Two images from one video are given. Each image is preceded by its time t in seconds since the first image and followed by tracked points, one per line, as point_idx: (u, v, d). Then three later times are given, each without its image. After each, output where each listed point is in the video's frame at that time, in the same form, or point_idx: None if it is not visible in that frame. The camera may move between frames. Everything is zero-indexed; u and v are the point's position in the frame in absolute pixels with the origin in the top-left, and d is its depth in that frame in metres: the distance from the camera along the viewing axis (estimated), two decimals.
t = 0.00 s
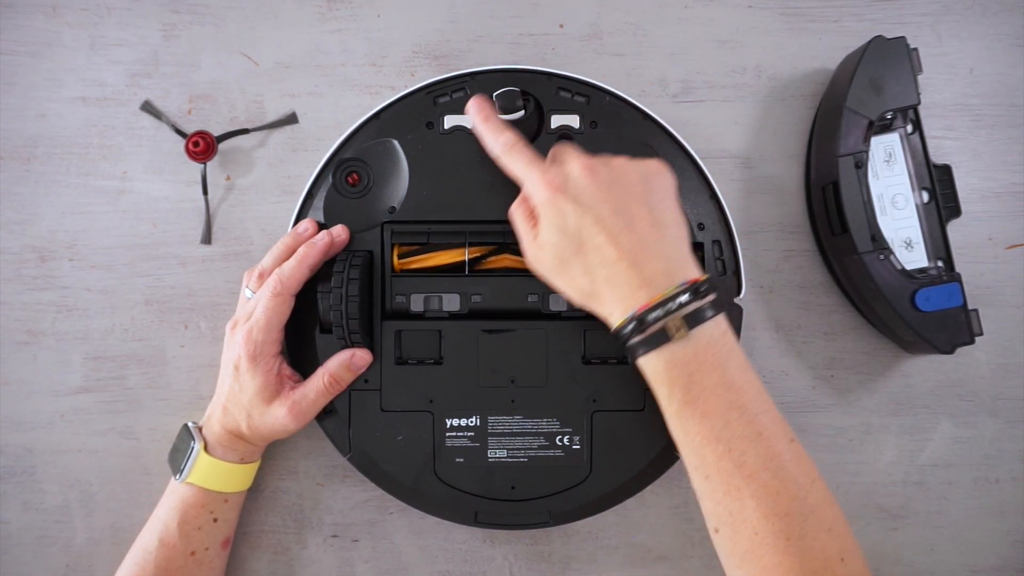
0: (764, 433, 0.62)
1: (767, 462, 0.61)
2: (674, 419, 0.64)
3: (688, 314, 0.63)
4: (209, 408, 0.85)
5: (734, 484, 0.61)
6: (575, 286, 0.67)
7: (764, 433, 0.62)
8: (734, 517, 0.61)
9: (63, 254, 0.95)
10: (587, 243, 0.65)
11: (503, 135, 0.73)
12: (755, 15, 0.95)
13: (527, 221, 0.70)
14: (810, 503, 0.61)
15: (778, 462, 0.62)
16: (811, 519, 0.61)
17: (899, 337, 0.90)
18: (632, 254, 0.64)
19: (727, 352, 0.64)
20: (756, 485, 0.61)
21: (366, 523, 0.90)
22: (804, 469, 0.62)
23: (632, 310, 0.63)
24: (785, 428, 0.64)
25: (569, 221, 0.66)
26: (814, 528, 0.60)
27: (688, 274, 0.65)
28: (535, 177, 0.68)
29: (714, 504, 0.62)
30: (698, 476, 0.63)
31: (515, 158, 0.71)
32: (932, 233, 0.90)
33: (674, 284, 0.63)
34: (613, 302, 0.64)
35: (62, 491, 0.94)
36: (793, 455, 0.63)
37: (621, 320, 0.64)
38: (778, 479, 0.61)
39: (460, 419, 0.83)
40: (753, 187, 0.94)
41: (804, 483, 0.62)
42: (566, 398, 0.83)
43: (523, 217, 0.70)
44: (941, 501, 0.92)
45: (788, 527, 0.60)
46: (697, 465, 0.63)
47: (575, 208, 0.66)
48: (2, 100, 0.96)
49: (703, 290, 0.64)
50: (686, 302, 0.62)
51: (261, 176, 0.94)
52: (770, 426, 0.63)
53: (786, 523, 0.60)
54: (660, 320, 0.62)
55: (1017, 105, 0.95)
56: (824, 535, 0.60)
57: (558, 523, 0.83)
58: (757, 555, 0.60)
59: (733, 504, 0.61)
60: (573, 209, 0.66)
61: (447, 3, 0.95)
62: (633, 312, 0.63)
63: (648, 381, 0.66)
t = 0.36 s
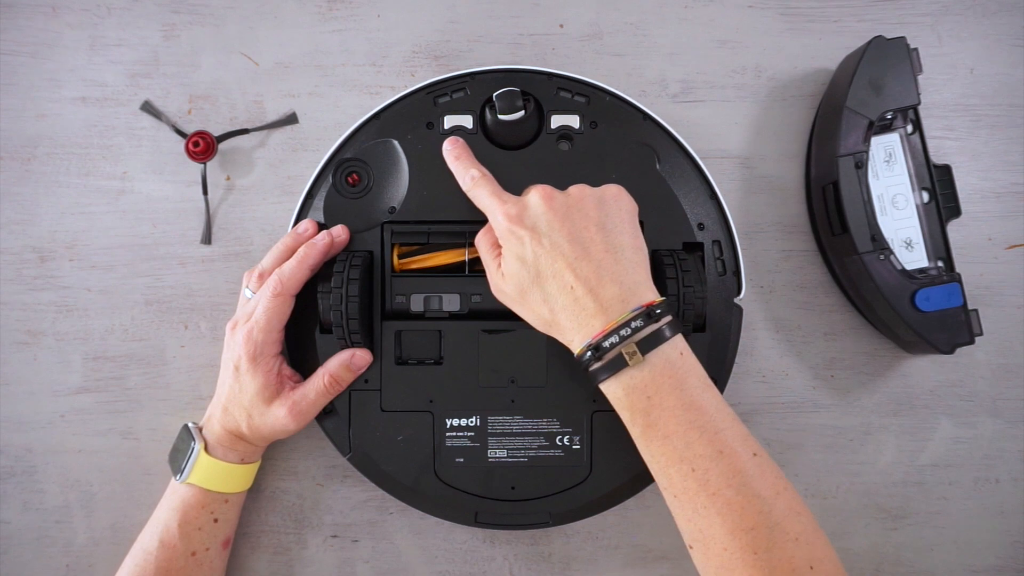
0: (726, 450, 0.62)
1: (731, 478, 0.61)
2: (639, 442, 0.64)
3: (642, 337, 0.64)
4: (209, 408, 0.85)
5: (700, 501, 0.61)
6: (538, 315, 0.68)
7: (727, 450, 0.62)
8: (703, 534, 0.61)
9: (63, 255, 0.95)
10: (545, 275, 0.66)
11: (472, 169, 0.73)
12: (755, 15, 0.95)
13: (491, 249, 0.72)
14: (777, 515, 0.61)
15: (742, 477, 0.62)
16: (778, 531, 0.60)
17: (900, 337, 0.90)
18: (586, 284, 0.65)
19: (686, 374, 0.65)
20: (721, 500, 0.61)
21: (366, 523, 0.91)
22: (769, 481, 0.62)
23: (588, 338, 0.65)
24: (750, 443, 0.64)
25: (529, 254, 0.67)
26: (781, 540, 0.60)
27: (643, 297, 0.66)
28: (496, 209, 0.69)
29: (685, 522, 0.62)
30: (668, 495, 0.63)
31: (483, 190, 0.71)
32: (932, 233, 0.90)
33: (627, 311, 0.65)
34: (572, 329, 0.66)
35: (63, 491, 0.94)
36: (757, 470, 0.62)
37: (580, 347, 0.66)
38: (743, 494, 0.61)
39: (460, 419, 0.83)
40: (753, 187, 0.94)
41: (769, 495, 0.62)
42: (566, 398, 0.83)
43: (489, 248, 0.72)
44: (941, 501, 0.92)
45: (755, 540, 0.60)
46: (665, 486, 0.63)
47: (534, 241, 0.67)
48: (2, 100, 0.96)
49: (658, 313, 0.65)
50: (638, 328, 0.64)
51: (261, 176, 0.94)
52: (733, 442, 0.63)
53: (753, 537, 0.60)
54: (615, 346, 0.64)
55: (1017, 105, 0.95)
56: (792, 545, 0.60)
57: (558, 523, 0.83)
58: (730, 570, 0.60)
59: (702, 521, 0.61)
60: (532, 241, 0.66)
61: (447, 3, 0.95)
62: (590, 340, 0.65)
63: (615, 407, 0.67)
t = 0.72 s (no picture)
0: (816, 474, 0.65)
1: (818, 504, 0.64)
2: (727, 458, 0.67)
3: (742, 354, 0.67)
4: (209, 408, 0.85)
5: (785, 523, 0.64)
6: (631, 313, 0.70)
7: (817, 476, 0.65)
8: (784, 555, 0.64)
9: (63, 255, 0.95)
10: (652, 278, 0.68)
11: (592, 157, 0.74)
12: (756, 15, 0.95)
13: (591, 243, 0.73)
14: (861, 543, 0.63)
15: (828, 504, 0.64)
16: (860, 559, 0.63)
17: (900, 337, 0.89)
18: (694, 293, 0.68)
19: (781, 396, 0.68)
20: (806, 524, 0.63)
21: (366, 523, 0.90)
22: (854, 512, 0.65)
23: (689, 347, 0.67)
24: (838, 472, 0.66)
25: (638, 254, 0.69)
26: (863, 568, 0.63)
27: (747, 315, 0.68)
28: (608, 206, 0.71)
29: (766, 540, 0.65)
30: (750, 513, 0.66)
31: (596, 184, 0.73)
32: (932, 233, 0.90)
33: (729, 327, 0.67)
34: (669, 335, 0.69)
35: (62, 491, 0.93)
36: (845, 497, 0.65)
37: (678, 355, 0.68)
38: (829, 519, 0.64)
39: (460, 419, 0.83)
40: (753, 187, 0.94)
41: (855, 525, 0.64)
42: (566, 398, 0.83)
43: (587, 242, 0.74)
44: (941, 501, 0.92)
45: (838, 567, 0.62)
46: (749, 502, 0.66)
47: (645, 243, 0.68)
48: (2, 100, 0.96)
49: (760, 332, 0.67)
50: (739, 345, 0.66)
51: (260, 176, 0.94)
52: (822, 470, 0.65)
53: (838, 562, 0.62)
54: (714, 360, 0.66)
55: (1017, 105, 0.95)
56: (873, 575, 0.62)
57: (558, 523, 0.83)
58: None
59: (784, 542, 0.64)
60: (646, 242, 0.68)
61: (447, 3, 0.95)
62: (688, 351, 0.67)
63: (704, 420, 0.69)
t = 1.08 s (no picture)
0: (813, 471, 0.65)
1: (816, 500, 0.64)
2: (724, 453, 0.67)
3: (739, 349, 0.66)
4: (210, 408, 0.85)
5: (782, 519, 0.64)
6: (630, 307, 0.70)
7: (814, 472, 0.65)
8: (781, 551, 0.64)
9: (63, 255, 0.95)
10: (648, 269, 0.68)
11: (591, 156, 0.76)
12: (755, 15, 0.95)
13: (591, 237, 0.74)
14: (859, 541, 0.64)
15: (827, 501, 0.64)
16: (859, 557, 0.63)
17: (899, 337, 0.89)
18: (689, 285, 0.67)
19: (779, 391, 0.67)
20: (804, 521, 0.64)
21: (366, 523, 0.90)
22: (852, 509, 0.65)
23: (686, 341, 0.67)
24: (836, 469, 0.66)
25: (635, 246, 0.69)
26: (861, 565, 0.63)
27: (746, 309, 0.67)
28: (606, 197, 0.71)
29: (763, 536, 0.65)
30: (748, 508, 0.66)
31: (594, 178, 0.74)
32: (932, 233, 0.90)
33: (727, 320, 0.66)
34: (666, 328, 0.68)
35: (63, 491, 0.93)
36: (843, 494, 0.65)
37: (676, 349, 0.67)
38: (828, 516, 0.64)
39: (460, 419, 0.83)
40: (753, 187, 0.94)
41: (854, 522, 0.64)
42: (566, 398, 0.83)
43: (586, 236, 0.74)
44: (941, 501, 0.92)
45: (836, 563, 0.62)
46: (746, 497, 0.66)
47: (642, 234, 0.69)
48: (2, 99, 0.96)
49: (759, 326, 0.66)
50: (737, 339, 0.66)
51: (260, 176, 0.94)
52: (820, 466, 0.65)
53: (835, 559, 0.63)
54: (711, 354, 0.66)
55: (1017, 105, 0.95)
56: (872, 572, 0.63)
57: (558, 523, 0.83)
58: None
59: (782, 538, 0.64)
60: (641, 234, 0.69)
61: (447, 3, 0.95)
62: (685, 344, 0.67)
63: (702, 414, 0.69)
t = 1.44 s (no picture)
0: (760, 471, 0.64)
1: (768, 500, 0.63)
2: (672, 464, 0.66)
3: (675, 359, 0.65)
4: (210, 408, 0.85)
5: (736, 522, 0.63)
6: (562, 330, 0.67)
7: (762, 473, 0.64)
8: (739, 555, 0.63)
9: (63, 255, 0.95)
10: (577, 290, 0.65)
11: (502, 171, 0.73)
12: (755, 15, 0.95)
13: (516, 258, 0.69)
14: (813, 537, 0.62)
15: (777, 500, 0.63)
16: (816, 553, 0.61)
17: (900, 337, 0.89)
18: (619, 302, 0.65)
19: (719, 394, 0.66)
20: (758, 522, 0.62)
21: (366, 523, 0.90)
22: (804, 505, 0.63)
23: (621, 358, 0.65)
24: (784, 467, 0.65)
25: (560, 268, 0.66)
26: (819, 561, 0.61)
27: (676, 317, 0.66)
28: (527, 218, 0.68)
29: (721, 541, 0.64)
30: (702, 516, 0.64)
31: (512, 196, 0.71)
32: (932, 233, 0.90)
33: (660, 332, 0.64)
34: (602, 347, 0.66)
35: (63, 490, 0.93)
36: (792, 491, 0.64)
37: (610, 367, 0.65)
38: (780, 515, 0.62)
39: (460, 419, 0.83)
40: (753, 187, 0.94)
41: (807, 519, 0.63)
42: (566, 398, 0.83)
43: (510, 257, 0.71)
44: (941, 501, 0.92)
45: (794, 562, 0.61)
46: (699, 505, 0.64)
47: (565, 255, 0.66)
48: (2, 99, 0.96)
49: (691, 334, 0.65)
50: (671, 349, 0.64)
51: (260, 176, 0.94)
52: (767, 466, 0.64)
53: (790, 559, 0.61)
54: (648, 367, 0.64)
55: (1017, 105, 0.95)
56: (830, 568, 0.61)
57: (558, 523, 0.83)
58: None
59: (739, 542, 0.62)
60: (566, 255, 0.66)
61: (447, 2, 0.95)
62: (621, 360, 0.65)
63: (647, 428, 0.68)
